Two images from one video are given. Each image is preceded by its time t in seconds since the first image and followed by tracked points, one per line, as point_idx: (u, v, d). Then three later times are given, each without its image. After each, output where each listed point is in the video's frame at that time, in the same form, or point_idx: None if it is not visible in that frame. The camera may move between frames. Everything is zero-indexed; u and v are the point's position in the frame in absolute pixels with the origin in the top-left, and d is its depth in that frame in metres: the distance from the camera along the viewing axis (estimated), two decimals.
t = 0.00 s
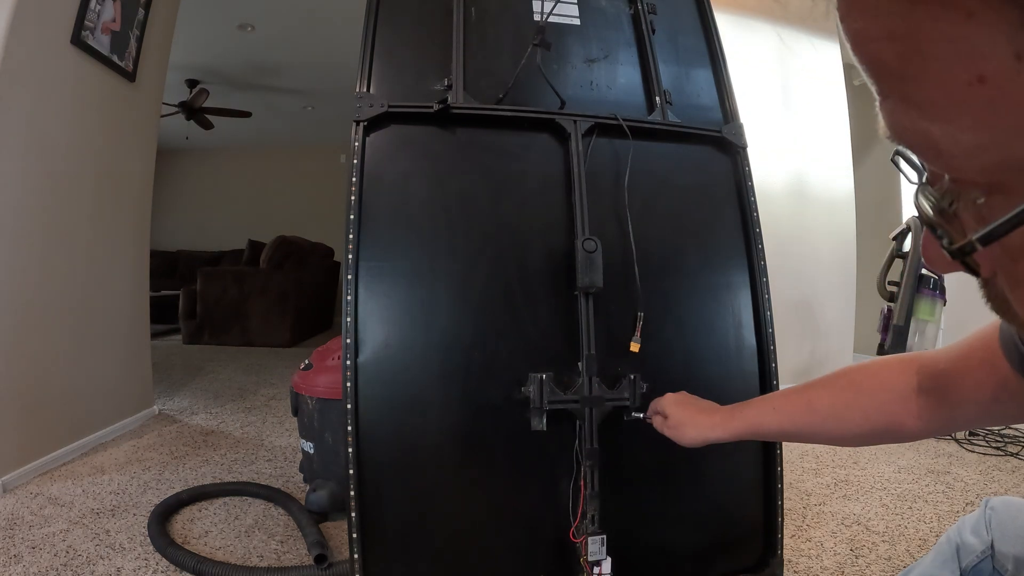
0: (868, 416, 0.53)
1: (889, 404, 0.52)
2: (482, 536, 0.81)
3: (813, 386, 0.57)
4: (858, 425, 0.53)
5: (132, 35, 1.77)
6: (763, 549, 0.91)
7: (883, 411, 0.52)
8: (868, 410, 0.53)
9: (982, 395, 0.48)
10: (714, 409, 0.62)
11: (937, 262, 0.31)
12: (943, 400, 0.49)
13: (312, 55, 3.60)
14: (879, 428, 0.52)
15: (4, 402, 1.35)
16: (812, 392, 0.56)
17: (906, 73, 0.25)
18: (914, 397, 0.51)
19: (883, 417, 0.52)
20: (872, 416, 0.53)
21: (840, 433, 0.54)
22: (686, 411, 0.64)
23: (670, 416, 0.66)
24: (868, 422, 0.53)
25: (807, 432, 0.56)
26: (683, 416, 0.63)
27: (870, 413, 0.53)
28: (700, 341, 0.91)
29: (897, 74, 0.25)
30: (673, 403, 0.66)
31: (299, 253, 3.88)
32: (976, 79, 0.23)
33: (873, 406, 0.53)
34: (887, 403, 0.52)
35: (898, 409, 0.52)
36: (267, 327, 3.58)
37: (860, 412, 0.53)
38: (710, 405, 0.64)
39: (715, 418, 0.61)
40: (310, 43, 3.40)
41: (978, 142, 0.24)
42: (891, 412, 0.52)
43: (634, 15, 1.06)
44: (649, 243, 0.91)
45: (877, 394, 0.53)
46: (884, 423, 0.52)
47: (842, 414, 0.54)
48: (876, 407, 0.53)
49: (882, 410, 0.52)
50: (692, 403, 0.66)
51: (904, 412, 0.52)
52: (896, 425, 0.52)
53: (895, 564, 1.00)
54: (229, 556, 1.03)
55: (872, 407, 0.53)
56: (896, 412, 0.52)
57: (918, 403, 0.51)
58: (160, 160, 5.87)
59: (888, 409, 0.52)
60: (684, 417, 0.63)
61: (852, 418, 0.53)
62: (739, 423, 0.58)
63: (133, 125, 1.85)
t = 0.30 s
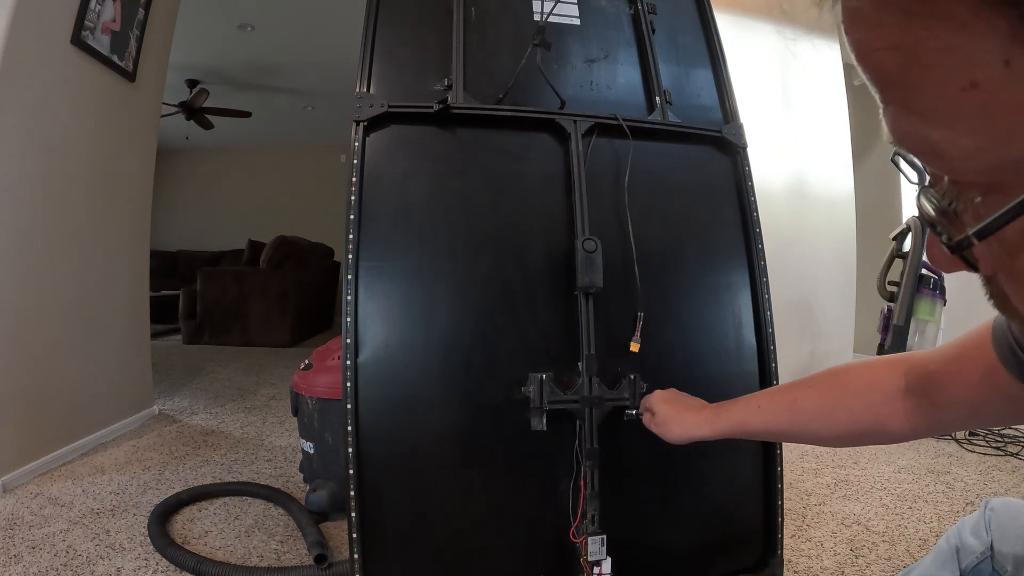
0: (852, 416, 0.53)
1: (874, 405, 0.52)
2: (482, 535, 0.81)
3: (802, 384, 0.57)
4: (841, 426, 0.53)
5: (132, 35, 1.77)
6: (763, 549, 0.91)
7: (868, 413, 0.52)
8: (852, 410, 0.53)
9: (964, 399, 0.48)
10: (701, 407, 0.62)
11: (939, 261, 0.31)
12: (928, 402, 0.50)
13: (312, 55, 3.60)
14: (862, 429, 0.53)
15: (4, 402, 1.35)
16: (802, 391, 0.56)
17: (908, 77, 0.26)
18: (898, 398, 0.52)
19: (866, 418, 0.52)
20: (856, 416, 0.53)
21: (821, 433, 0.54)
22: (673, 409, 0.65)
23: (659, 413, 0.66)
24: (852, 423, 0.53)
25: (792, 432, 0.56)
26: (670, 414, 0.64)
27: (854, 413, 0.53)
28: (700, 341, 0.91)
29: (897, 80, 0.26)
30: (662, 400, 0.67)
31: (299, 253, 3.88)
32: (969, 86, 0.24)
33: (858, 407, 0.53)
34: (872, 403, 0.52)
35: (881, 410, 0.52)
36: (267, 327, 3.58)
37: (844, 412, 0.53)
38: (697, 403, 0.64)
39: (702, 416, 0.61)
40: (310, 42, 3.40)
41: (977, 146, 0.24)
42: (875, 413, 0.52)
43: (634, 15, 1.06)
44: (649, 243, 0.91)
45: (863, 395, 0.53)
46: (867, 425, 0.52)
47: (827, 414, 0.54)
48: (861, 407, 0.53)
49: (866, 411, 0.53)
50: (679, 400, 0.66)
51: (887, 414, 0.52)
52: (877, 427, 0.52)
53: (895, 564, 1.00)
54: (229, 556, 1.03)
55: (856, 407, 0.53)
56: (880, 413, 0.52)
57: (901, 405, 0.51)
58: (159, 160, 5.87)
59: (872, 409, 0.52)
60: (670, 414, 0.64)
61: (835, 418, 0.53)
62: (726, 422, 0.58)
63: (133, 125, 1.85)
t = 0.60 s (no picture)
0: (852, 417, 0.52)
1: (873, 406, 0.52)
2: (480, 536, 0.81)
3: (803, 384, 0.57)
4: (840, 426, 0.53)
5: (132, 35, 1.77)
6: (763, 549, 0.91)
7: (868, 413, 0.52)
8: (853, 410, 0.53)
9: (963, 400, 0.48)
10: (702, 406, 0.62)
11: (932, 275, 0.32)
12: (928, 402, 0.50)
13: (312, 55, 3.60)
14: (862, 429, 0.52)
15: (4, 402, 1.35)
16: (802, 391, 0.56)
17: (897, 91, 0.26)
18: (898, 399, 0.52)
19: (867, 419, 0.52)
20: (856, 417, 0.53)
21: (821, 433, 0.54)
22: (674, 407, 0.64)
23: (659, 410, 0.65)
24: (852, 423, 0.53)
25: (792, 432, 0.55)
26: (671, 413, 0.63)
27: (854, 414, 0.53)
28: (700, 341, 0.91)
29: (885, 94, 0.27)
30: (663, 398, 0.66)
31: (299, 253, 3.88)
32: (953, 103, 0.25)
33: (858, 407, 0.53)
34: (872, 404, 0.52)
35: (880, 411, 0.52)
36: (267, 327, 3.59)
37: (845, 412, 0.53)
38: (697, 401, 0.64)
39: (702, 414, 0.60)
40: (310, 42, 3.40)
41: (962, 159, 0.25)
42: (874, 414, 0.52)
43: (634, 16, 1.06)
44: (649, 243, 0.91)
45: (862, 395, 0.53)
46: (867, 425, 0.52)
47: (827, 414, 0.54)
48: (861, 408, 0.53)
49: (866, 411, 0.52)
50: (680, 398, 0.66)
51: (885, 414, 0.52)
52: (876, 427, 0.52)
53: (895, 564, 1.00)
54: (229, 556, 1.03)
55: (857, 408, 0.53)
56: (879, 414, 0.52)
57: (900, 406, 0.51)
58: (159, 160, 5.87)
59: (871, 410, 0.52)
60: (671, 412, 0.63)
61: (835, 418, 0.53)
62: (726, 420, 0.57)
63: (133, 125, 1.85)
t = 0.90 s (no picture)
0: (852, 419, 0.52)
1: (872, 408, 0.52)
2: (481, 536, 0.81)
3: (802, 386, 0.57)
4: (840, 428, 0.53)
5: (132, 35, 1.77)
6: (763, 549, 0.91)
7: (868, 415, 0.52)
8: (852, 412, 0.53)
9: (962, 402, 0.48)
10: (702, 408, 0.62)
11: (934, 267, 0.32)
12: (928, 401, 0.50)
13: (312, 55, 3.60)
14: (862, 431, 0.52)
15: (4, 402, 1.35)
16: (802, 393, 0.56)
17: (891, 88, 0.27)
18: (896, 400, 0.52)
19: (867, 420, 0.52)
20: (856, 418, 0.52)
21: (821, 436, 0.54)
22: (673, 409, 0.64)
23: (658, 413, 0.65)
24: (851, 425, 0.52)
25: (792, 435, 0.55)
26: (669, 414, 0.63)
27: (853, 415, 0.53)
28: (701, 341, 0.91)
29: (883, 90, 0.27)
30: (662, 400, 0.66)
31: (299, 253, 3.88)
32: (945, 97, 0.25)
33: (857, 409, 0.53)
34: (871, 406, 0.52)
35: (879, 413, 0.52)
36: (267, 327, 3.59)
37: (844, 414, 0.53)
38: (696, 404, 0.64)
39: (701, 417, 0.60)
40: (310, 42, 3.40)
41: (957, 153, 0.25)
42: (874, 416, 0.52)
43: (634, 15, 1.06)
44: (649, 243, 0.91)
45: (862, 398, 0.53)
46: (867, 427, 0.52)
47: (827, 416, 0.54)
48: (861, 409, 0.53)
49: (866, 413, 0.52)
50: (680, 400, 0.66)
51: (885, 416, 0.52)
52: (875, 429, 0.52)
53: (895, 564, 1.00)
54: (229, 555, 1.03)
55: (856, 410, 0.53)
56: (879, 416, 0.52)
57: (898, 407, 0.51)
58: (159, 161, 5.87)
59: (870, 411, 0.52)
60: (670, 414, 0.63)
61: (834, 420, 0.53)
62: (726, 422, 0.57)
63: (133, 125, 1.85)
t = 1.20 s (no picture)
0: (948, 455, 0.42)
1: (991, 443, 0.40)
2: (481, 536, 0.81)
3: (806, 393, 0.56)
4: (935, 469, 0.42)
5: (132, 35, 1.77)
6: (763, 549, 0.91)
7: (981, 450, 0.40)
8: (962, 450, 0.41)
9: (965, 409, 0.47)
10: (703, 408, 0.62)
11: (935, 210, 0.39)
12: None
13: (312, 55, 3.61)
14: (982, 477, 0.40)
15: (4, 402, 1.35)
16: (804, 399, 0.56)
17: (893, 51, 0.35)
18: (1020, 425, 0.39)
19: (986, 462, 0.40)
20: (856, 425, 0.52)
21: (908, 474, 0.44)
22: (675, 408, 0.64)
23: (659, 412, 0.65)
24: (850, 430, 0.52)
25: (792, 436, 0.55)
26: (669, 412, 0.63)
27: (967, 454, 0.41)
28: (701, 341, 0.91)
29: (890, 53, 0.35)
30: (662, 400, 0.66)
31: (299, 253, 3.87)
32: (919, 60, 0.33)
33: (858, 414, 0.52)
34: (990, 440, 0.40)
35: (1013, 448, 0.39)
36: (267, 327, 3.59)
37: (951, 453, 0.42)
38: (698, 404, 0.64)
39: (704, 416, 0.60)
40: (311, 43, 3.41)
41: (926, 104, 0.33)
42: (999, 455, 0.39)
43: (634, 15, 1.06)
44: (649, 243, 0.91)
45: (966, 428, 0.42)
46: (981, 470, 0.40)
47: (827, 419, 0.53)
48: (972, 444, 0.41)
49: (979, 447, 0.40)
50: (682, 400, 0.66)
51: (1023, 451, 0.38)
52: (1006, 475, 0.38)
53: (895, 564, 1.00)
54: (229, 556, 1.03)
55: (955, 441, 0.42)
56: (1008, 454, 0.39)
57: None
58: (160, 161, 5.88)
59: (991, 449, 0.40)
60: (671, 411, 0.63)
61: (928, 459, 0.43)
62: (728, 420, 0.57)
63: (133, 125, 1.85)
